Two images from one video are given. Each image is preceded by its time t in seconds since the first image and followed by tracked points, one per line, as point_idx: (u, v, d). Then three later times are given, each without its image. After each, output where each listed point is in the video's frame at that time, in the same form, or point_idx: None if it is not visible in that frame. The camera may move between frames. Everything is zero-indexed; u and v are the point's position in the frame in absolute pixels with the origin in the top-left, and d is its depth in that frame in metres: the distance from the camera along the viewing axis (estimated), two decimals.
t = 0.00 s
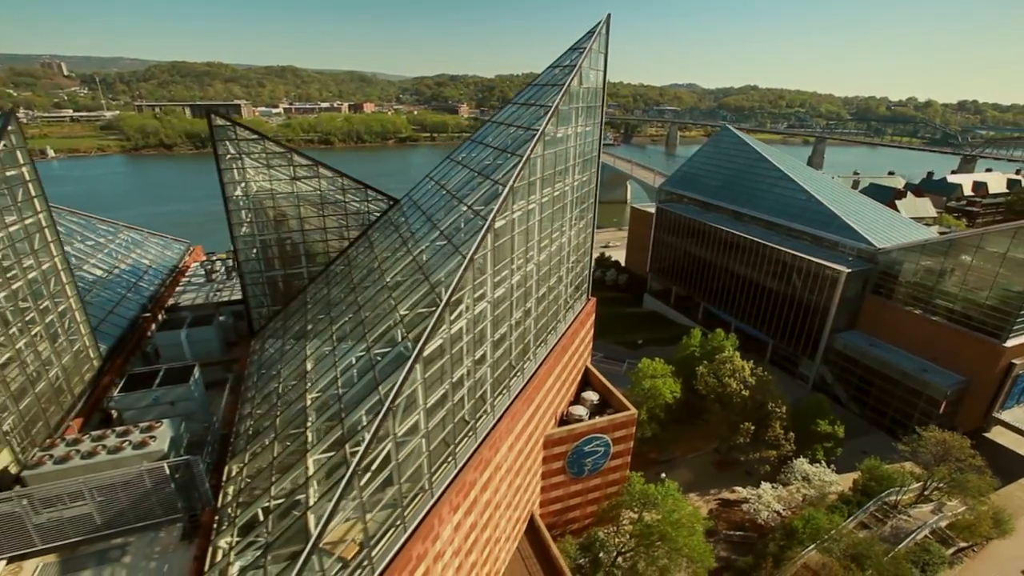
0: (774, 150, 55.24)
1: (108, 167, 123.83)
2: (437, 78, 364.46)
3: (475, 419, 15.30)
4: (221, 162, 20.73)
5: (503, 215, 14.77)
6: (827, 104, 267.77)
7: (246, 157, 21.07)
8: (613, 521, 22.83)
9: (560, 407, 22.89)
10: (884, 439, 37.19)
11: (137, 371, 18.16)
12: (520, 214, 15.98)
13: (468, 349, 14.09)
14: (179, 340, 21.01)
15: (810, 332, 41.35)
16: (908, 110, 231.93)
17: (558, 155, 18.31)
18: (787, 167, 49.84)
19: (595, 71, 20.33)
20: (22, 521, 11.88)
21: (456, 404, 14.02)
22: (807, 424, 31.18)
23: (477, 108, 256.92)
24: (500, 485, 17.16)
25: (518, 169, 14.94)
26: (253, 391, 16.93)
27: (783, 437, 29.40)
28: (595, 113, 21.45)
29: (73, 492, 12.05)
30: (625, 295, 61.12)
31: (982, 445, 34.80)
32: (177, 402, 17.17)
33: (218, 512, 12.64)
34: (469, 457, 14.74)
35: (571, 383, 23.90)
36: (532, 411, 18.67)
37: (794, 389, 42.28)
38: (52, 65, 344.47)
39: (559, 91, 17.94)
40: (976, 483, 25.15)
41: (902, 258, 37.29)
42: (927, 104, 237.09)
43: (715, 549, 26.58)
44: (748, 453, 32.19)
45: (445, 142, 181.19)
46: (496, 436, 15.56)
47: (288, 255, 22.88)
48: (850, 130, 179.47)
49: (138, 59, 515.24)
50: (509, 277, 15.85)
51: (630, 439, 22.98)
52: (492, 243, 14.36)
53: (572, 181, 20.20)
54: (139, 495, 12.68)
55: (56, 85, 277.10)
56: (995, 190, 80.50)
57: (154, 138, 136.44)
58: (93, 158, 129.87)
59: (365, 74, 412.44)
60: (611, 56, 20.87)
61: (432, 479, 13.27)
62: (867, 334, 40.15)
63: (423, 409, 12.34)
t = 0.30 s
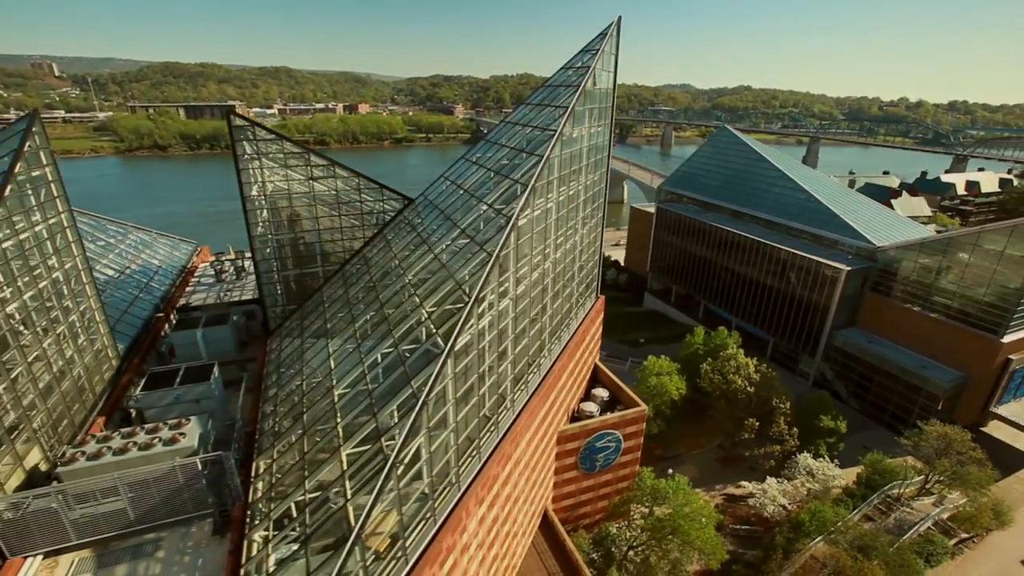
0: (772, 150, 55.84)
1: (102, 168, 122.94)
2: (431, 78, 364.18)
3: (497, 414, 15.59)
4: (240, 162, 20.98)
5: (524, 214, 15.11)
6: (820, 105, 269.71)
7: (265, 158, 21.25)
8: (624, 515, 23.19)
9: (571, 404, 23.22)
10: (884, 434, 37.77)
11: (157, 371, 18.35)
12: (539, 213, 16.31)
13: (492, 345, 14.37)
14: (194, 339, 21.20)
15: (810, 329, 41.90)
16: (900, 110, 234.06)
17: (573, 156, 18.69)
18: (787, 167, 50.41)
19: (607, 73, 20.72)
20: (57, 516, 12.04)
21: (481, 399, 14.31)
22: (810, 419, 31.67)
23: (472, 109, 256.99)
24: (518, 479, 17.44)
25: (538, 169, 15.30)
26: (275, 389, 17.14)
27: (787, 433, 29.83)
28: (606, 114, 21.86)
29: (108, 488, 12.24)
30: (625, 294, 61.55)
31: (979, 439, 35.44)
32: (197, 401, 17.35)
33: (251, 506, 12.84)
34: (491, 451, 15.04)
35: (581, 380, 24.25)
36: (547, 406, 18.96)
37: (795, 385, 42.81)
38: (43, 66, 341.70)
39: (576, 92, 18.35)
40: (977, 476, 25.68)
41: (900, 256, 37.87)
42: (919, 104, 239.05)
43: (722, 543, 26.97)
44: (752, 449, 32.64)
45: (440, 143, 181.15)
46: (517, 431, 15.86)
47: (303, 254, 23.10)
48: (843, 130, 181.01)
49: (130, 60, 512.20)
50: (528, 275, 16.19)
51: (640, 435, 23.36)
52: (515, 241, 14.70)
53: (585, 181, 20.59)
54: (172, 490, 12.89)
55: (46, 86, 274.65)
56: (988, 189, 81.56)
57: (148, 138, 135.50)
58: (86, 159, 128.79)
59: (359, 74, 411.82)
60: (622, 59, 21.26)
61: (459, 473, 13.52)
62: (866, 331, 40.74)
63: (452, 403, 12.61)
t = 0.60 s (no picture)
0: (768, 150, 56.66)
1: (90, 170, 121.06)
2: (422, 78, 363.28)
3: (520, 408, 15.95)
4: (258, 161, 21.22)
5: (546, 212, 15.53)
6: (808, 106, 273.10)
7: (284, 158, 21.71)
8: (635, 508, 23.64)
9: (582, 399, 23.62)
10: (881, 428, 38.55)
11: (177, 370, 18.52)
12: (558, 211, 16.74)
13: (517, 341, 14.75)
14: (211, 338, 21.47)
15: (808, 326, 42.61)
16: (887, 111, 237.57)
17: (587, 156, 19.17)
18: (783, 166, 51.17)
19: (617, 75, 21.24)
20: (95, 511, 12.22)
21: (507, 393, 14.66)
22: (811, 413, 32.33)
23: (464, 109, 256.96)
24: (537, 472, 17.78)
25: (559, 168, 15.76)
26: (297, 386, 17.36)
27: (789, 427, 30.42)
28: (616, 115, 22.37)
29: (145, 482, 12.44)
30: (623, 293, 62.09)
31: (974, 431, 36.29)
32: (217, 399, 17.51)
33: (285, 499, 13.06)
34: (515, 444, 15.37)
35: (591, 376, 24.69)
36: (563, 401, 19.32)
37: (794, 381, 43.52)
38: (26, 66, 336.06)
39: (590, 93, 18.85)
40: (974, 466, 26.42)
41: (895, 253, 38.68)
42: (906, 105, 242.35)
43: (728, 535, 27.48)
44: (754, 444, 33.26)
45: (433, 143, 180.98)
46: (538, 424, 16.21)
47: (317, 254, 23.26)
48: (832, 130, 183.30)
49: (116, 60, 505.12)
50: (547, 272, 16.60)
51: (650, 429, 23.83)
52: (537, 239, 15.12)
53: (597, 180, 21.07)
54: (206, 484, 13.11)
55: (30, 86, 270.08)
56: (975, 188, 83.29)
57: (137, 140, 133.66)
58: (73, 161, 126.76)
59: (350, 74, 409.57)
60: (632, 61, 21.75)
61: (487, 464, 13.85)
62: (863, 327, 41.54)
63: (483, 396, 12.94)
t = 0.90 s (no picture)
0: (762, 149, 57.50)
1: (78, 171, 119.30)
2: (413, 79, 362.35)
3: (537, 402, 16.31)
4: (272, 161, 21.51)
5: (562, 211, 16.02)
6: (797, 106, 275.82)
7: (298, 157, 22.15)
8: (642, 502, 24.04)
9: (590, 395, 24.00)
10: (877, 422, 39.32)
11: (193, 369, 18.63)
12: (573, 210, 17.22)
13: (535, 336, 15.16)
14: (223, 337, 21.54)
15: (805, 323, 43.34)
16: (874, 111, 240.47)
17: (597, 156, 19.66)
18: (777, 166, 51.96)
19: (624, 77, 21.78)
20: (125, 506, 12.37)
21: (526, 387, 15.03)
22: (809, 408, 32.97)
23: (455, 110, 256.65)
24: (551, 465, 18.15)
25: (575, 167, 16.25)
26: (314, 384, 17.57)
27: (789, 421, 31.01)
28: (623, 116, 22.90)
29: (174, 478, 12.62)
30: (621, 292, 62.64)
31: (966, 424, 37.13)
32: (235, 397, 17.59)
33: (312, 494, 13.29)
34: (533, 437, 15.69)
35: (597, 372, 25.09)
36: (575, 396, 19.70)
37: (790, 377, 44.24)
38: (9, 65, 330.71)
39: (600, 94, 19.34)
40: (969, 456, 27.13)
41: (889, 250, 39.52)
42: (893, 105, 245.52)
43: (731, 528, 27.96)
44: (754, 439, 33.84)
45: (426, 143, 180.54)
46: (553, 417, 16.55)
47: (328, 253, 23.45)
48: (821, 130, 185.46)
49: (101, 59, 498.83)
50: (562, 270, 17.05)
51: (656, 424, 24.25)
52: (554, 236, 15.59)
53: (605, 180, 21.59)
54: (233, 479, 13.30)
55: (13, 86, 265.68)
56: (962, 187, 84.92)
57: (125, 140, 131.91)
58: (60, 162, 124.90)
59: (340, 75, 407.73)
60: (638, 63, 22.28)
61: (509, 456, 14.15)
62: (857, 323, 42.33)
63: (507, 390, 13.32)
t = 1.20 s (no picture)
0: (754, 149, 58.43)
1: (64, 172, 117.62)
2: (403, 79, 361.53)
3: (552, 397, 16.72)
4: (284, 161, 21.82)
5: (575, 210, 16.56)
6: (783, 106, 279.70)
7: (310, 157, 22.80)
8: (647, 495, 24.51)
9: (596, 390, 24.41)
10: (871, 415, 40.21)
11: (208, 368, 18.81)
12: (584, 209, 17.77)
13: (551, 331, 15.61)
14: (234, 337, 21.71)
15: (799, 319, 44.18)
16: (859, 110, 244.35)
17: (605, 156, 20.23)
18: (770, 165, 52.84)
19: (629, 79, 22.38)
20: (154, 502, 12.59)
21: (543, 381, 15.47)
22: (806, 402, 33.69)
23: (446, 110, 256.81)
24: (563, 458, 18.59)
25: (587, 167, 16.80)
26: (331, 381, 17.83)
27: (787, 415, 31.67)
28: (627, 117, 23.51)
29: (201, 473, 12.85)
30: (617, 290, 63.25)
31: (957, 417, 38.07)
32: (252, 394, 17.84)
33: (337, 488, 13.58)
34: (549, 429, 16.10)
35: (602, 368, 25.54)
36: (584, 390, 20.15)
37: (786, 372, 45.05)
38: None
39: (607, 95, 20.00)
40: (962, 447, 27.92)
41: (880, 248, 40.44)
42: (877, 105, 249.44)
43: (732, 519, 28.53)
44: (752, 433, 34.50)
45: (417, 143, 180.30)
46: (566, 411, 16.98)
47: (339, 253, 23.69)
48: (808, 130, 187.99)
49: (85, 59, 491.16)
50: (574, 267, 17.56)
51: (660, 418, 24.75)
52: (569, 234, 16.12)
53: (611, 180, 22.15)
54: (259, 474, 13.57)
55: None
56: (947, 186, 86.80)
57: (113, 141, 130.27)
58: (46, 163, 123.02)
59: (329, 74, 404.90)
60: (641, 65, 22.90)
61: (529, 449, 14.55)
62: (850, 319, 43.21)
63: (528, 382, 13.76)
